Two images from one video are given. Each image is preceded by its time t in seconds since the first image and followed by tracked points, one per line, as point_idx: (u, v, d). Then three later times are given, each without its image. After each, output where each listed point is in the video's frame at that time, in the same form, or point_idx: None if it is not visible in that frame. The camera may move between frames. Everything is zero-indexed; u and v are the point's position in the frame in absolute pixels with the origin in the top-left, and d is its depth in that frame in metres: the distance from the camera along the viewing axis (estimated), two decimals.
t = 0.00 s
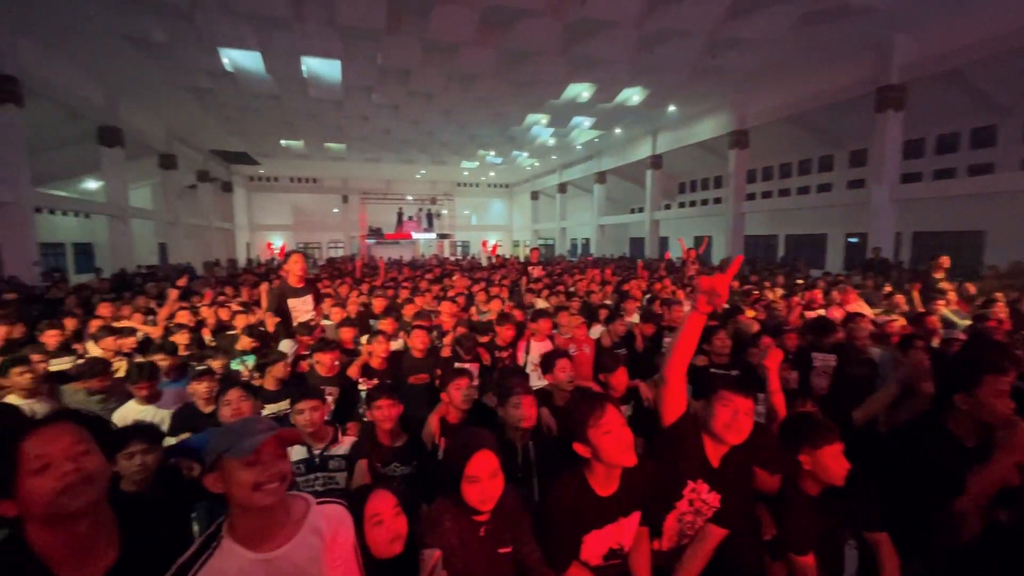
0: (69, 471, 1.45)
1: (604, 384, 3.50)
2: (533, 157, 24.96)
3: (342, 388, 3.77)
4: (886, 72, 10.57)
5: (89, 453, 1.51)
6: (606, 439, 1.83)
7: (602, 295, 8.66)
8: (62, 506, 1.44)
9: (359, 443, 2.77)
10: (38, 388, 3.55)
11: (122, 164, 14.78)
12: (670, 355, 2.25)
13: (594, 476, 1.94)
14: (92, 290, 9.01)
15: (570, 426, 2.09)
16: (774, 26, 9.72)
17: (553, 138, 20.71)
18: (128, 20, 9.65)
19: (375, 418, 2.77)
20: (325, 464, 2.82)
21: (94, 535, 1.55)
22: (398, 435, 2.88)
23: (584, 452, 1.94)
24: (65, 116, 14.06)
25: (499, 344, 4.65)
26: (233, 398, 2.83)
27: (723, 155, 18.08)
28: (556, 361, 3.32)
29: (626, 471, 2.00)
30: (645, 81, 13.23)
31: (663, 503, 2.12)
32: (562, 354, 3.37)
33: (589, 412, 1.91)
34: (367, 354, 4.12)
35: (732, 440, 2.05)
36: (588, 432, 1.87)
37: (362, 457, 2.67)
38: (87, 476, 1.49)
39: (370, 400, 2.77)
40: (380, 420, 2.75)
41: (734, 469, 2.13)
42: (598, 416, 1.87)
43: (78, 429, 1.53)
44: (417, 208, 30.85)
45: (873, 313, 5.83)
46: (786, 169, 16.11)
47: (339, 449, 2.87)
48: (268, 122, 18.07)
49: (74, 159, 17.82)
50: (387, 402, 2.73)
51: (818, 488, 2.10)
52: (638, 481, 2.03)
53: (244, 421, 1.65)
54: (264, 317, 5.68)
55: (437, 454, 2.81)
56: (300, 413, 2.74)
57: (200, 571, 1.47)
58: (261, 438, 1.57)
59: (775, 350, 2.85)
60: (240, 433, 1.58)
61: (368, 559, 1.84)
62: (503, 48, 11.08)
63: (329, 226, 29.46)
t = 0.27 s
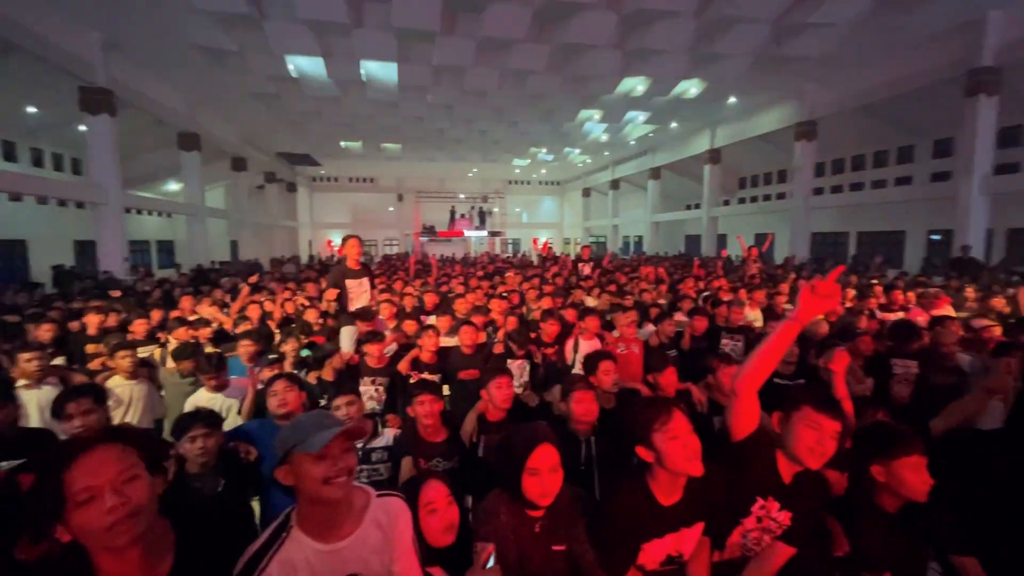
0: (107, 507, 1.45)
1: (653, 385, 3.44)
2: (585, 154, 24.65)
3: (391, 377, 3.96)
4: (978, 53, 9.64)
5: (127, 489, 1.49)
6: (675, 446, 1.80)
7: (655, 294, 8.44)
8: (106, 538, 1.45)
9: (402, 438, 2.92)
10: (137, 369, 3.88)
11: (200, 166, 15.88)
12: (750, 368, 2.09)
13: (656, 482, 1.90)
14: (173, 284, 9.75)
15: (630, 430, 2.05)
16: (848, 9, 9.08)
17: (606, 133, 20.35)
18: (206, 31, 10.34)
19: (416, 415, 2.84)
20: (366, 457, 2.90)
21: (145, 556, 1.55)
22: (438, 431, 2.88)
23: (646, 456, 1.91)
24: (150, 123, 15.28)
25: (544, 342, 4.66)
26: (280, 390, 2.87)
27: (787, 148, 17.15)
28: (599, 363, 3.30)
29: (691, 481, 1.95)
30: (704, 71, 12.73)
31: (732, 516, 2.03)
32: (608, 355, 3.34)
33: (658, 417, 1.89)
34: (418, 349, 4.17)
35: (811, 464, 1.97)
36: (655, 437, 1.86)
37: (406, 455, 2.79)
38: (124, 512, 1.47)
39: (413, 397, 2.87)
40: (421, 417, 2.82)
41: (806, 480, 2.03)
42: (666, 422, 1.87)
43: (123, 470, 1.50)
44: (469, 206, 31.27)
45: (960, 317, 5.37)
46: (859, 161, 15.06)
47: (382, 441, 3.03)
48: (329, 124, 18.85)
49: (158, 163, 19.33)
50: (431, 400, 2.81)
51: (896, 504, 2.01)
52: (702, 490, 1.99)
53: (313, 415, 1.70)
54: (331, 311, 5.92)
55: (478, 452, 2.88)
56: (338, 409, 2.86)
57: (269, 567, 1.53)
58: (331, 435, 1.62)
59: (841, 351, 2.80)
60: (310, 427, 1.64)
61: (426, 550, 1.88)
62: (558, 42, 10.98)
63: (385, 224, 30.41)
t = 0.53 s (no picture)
0: (154, 515, 1.49)
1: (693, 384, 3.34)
2: (630, 151, 24.21)
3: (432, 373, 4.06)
4: None
5: (170, 497, 1.52)
6: (741, 459, 1.78)
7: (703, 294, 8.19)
8: (160, 542, 1.50)
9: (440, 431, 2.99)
10: (207, 357, 4.10)
11: (257, 168, 16.67)
12: (858, 404, 1.93)
13: (714, 494, 1.88)
14: (232, 280, 10.28)
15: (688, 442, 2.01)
16: None
17: (652, 129, 19.90)
18: (264, 38, 10.83)
19: (456, 408, 2.84)
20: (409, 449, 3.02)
21: (201, 555, 1.59)
22: (478, 426, 2.92)
23: (706, 467, 1.89)
24: (213, 128, 16.19)
25: (584, 342, 4.62)
26: (326, 382, 2.89)
27: (848, 141, 16.23)
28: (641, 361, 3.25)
29: (750, 495, 1.92)
30: (758, 63, 12.22)
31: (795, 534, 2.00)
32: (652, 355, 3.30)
33: (720, 429, 1.86)
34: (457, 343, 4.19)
35: (891, 489, 1.90)
36: (717, 449, 1.83)
37: (445, 447, 2.87)
38: (171, 518, 1.51)
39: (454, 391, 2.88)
40: (460, 411, 2.81)
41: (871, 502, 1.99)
42: (731, 433, 1.83)
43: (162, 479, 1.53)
44: (512, 204, 31.36)
45: None
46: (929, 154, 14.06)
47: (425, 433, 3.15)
48: (377, 126, 19.36)
49: (219, 166, 20.43)
50: (470, 395, 2.80)
51: (971, 520, 1.91)
52: (759, 504, 1.96)
53: (377, 414, 1.75)
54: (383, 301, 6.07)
55: (519, 448, 2.92)
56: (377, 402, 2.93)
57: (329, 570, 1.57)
58: (396, 434, 1.67)
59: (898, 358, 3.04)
60: (376, 425, 1.68)
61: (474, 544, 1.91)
62: (603, 37, 10.83)
63: (429, 222, 30.97)
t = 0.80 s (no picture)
0: (251, 461, 1.61)
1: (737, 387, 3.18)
2: (670, 148, 23.71)
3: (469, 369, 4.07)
4: None
5: (266, 449, 1.64)
6: (786, 469, 1.75)
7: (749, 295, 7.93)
8: (245, 488, 1.60)
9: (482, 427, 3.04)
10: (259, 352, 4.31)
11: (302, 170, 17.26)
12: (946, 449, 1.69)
13: (763, 504, 1.85)
14: (280, 277, 10.70)
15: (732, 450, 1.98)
16: None
17: (694, 126, 19.42)
18: (309, 44, 11.21)
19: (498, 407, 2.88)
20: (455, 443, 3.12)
21: (275, 511, 1.67)
22: (519, 425, 2.91)
23: (750, 475, 1.87)
24: (262, 131, 16.89)
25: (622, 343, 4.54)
26: (376, 376, 2.97)
27: (906, 135, 15.33)
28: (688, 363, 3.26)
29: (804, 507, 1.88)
30: (808, 55, 11.75)
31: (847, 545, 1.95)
32: (697, 355, 3.30)
33: (763, 435, 1.82)
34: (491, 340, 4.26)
35: (972, 504, 1.80)
36: (758, 456, 1.81)
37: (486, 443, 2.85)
38: (262, 466, 1.62)
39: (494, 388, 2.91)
40: (503, 409, 2.85)
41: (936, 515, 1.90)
42: (774, 443, 1.80)
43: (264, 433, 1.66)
44: (549, 204, 31.23)
45: None
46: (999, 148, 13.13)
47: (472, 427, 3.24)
48: (416, 127, 19.70)
49: (267, 168, 21.28)
50: (512, 394, 2.82)
51: None
52: (811, 515, 1.90)
53: (433, 404, 1.77)
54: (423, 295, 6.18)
55: (563, 446, 2.96)
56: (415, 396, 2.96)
57: (382, 542, 1.57)
58: (456, 421, 1.71)
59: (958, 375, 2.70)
60: (436, 414, 1.71)
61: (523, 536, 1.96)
62: (644, 34, 10.67)
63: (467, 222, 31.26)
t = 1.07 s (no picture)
0: (351, 441, 1.69)
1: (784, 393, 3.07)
2: (707, 146, 23.15)
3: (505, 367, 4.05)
4: None
5: (367, 434, 1.73)
6: (821, 462, 1.78)
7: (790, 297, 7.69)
8: (339, 462, 1.67)
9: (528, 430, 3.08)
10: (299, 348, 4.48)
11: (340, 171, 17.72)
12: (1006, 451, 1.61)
13: (805, 502, 1.86)
14: (319, 276, 11.02)
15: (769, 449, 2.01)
16: None
17: (732, 123, 18.90)
18: (348, 49, 11.52)
19: (550, 409, 2.94)
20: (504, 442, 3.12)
21: (351, 491, 1.74)
22: (567, 425, 2.97)
23: (786, 472, 1.91)
24: (302, 133, 17.41)
25: (660, 345, 4.46)
26: (426, 373, 3.06)
27: (962, 130, 14.52)
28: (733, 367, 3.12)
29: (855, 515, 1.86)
30: (855, 47, 11.27)
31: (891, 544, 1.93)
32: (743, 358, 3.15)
33: (793, 429, 1.88)
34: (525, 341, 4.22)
35: None
36: (791, 452, 1.86)
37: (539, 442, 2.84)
38: (358, 446, 1.70)
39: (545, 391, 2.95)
40: (553, 412, 2.91)
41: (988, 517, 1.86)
42: (806, 436, 1.84)
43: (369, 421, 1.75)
44: (582, 203, 31.03)
45: None
46: None
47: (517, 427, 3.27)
48: (449, 128, 19.90)
49: (306, 170, 21.94)
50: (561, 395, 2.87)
51: None
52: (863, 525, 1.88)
53: (489, 398, 1.81)
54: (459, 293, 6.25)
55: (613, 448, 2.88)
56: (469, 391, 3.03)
57: (433, 518, 1.59)
58: (511, 414, 1.74)
59: None
60: (491, 407, 1.75)
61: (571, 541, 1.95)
62: (680, 30, 10.45)
63: (499, 222, 31.41)
